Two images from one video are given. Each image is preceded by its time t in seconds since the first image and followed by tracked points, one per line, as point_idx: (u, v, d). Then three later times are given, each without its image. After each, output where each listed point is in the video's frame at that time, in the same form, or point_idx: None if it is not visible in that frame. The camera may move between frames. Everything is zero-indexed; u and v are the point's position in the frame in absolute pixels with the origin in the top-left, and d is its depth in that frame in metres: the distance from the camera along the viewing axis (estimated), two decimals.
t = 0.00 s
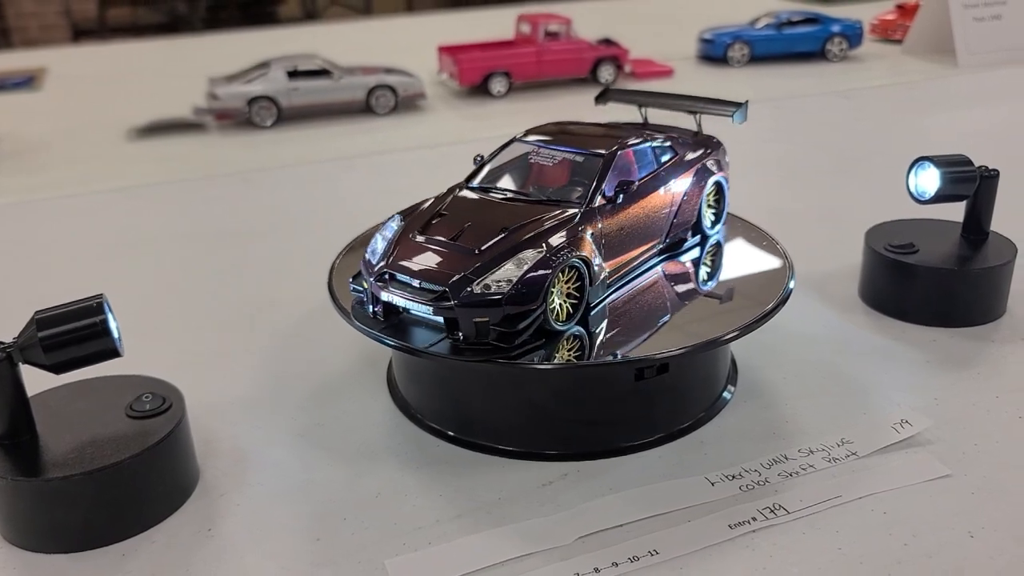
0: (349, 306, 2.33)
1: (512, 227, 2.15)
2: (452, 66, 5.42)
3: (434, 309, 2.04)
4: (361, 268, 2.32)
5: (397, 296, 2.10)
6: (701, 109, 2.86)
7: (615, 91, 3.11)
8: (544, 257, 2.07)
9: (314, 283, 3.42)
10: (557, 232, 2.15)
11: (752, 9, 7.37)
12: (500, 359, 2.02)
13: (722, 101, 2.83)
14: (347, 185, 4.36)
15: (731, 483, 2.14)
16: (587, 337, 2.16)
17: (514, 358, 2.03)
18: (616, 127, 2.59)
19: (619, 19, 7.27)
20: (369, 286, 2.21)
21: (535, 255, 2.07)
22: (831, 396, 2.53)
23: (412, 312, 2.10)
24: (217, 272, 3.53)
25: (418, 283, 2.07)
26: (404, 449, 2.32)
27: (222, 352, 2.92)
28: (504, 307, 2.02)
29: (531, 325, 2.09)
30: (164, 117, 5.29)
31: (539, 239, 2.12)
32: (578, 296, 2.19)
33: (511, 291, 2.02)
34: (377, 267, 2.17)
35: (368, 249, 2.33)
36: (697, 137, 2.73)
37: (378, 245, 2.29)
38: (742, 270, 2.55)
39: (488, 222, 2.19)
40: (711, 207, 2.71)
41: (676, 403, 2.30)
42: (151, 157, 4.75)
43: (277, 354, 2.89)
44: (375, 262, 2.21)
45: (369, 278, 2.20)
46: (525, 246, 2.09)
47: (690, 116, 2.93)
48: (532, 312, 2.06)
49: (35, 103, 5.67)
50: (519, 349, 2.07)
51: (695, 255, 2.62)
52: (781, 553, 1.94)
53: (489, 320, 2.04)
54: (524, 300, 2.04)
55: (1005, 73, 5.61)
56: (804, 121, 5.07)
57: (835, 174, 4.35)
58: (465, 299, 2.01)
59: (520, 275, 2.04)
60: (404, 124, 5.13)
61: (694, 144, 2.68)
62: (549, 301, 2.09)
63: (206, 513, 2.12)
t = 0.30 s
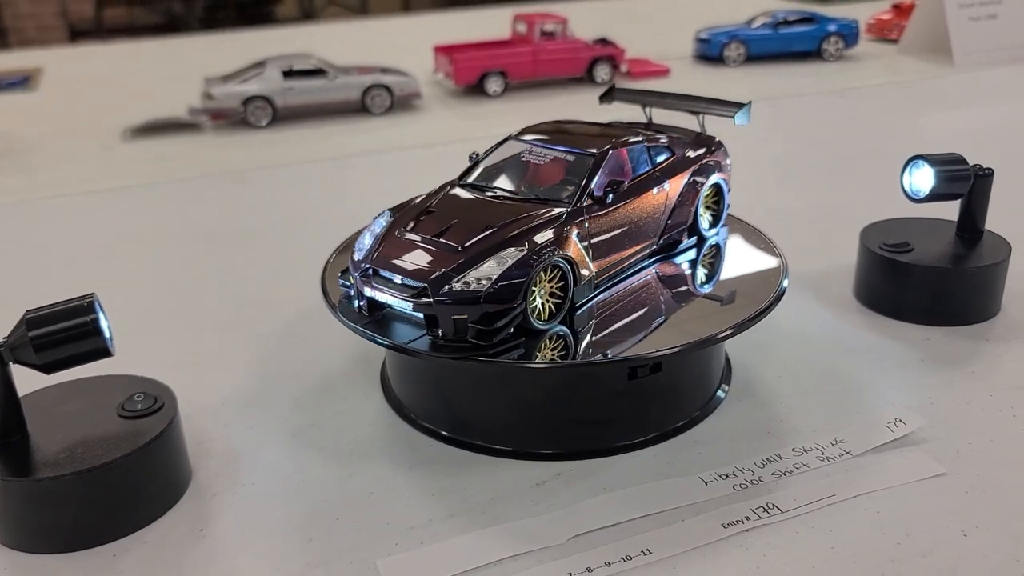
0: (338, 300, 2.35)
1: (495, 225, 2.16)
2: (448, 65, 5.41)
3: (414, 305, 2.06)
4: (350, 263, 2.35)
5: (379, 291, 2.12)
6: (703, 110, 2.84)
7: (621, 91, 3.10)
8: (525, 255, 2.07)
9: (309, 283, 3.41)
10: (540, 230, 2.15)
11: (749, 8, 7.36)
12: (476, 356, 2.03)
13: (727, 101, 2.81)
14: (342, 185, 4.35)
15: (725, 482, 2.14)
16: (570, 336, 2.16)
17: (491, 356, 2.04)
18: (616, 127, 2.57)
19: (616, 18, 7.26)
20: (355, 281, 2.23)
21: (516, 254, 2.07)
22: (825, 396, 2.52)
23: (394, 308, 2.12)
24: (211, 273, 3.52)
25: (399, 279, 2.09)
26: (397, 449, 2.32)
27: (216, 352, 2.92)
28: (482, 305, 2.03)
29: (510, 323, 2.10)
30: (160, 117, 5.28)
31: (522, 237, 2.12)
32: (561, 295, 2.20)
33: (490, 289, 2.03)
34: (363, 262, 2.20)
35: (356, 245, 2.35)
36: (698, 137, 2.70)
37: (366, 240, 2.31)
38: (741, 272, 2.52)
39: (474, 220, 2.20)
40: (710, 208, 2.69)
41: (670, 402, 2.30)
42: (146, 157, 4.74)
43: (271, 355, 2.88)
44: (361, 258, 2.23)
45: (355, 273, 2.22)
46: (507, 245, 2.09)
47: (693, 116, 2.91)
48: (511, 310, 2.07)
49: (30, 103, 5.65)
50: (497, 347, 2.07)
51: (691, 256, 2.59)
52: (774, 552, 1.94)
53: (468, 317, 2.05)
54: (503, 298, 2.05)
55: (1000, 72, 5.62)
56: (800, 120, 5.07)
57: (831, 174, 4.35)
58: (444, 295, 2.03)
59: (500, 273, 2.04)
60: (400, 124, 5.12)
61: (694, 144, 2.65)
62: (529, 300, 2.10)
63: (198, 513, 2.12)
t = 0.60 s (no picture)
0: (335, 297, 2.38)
1: (487, 225, 2.17)
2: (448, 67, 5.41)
3: (403, 303, 2.08)
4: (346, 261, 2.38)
5: (371, 289, 2.15)
6: (710, 113, 2.78)
7: (633, 95, 3.07)
8: (514, 257, 2.07)
9: (309, 285, 3.40)
10: (532, 230, 2.15)
11: (748, 10, 7.36)
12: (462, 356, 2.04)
13: (734, 104, 2.76)
14: (342, 187, 4.35)
15: (725, 484, 2.14)
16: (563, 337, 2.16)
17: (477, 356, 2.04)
18: (619, 130, 2.56)
19: (615, 20, 7.26)
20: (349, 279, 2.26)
21: (506, 255, 2.08)
22: (825, 397, 2.52)
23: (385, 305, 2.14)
24: (211, 274, 3.52)
25: (391, 278, 2.11)
26: (397, 450, 2.32)
27: (216, 354, 2.91)
28: (469, 305, 2.04)
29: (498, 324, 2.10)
30: (159, 118, 5.27)
31: (513, 238, 2.12)
32: (552, 298, 2.20)
33: (477, 289, 2.03)
34: (357, 260, 2.23)
35: (352, 243, 2.38)
36: (702, 140, 2.68)
37: (362, 239, 2.34)
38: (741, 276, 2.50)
39: (467, 220, 2.21)
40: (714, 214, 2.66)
41: (670, 404, 2.29)
42: (145, 158, 4.73)
43: (270, 356, 2.88)
44: (356, 256, 2.26)
45: (350, 271, 2.25)
46: (497, 246, 2.10)
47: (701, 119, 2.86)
48: (499, 311, 2.07)
49: (29, 104, 5.65)
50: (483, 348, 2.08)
51: (693, 260, 2.55)
52: (776, 553, 1.94)
53: (455, 317, 2.05)
54: (491, 298, 2.05)
55: (999, 73, 5.62)
56: (799, 121, 5.07)
57: (830, 175, 4.35)
58: (431, 294, 2.04)
59: (487, 274, 2.04)
60: (399, 125, 5.12)
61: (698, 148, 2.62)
62: (517, 302, 2.10)
63: (198, 515, 2.11)
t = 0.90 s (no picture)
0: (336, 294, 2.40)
1: (481, 226, 2.18)
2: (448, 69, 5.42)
3: (395, 302, 2.11)
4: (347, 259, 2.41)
5: (365, 287, 2.18)
6: (720, 118, 2.75)
7: (647, 96, 3.04)
8: (505, 258, 2.09)
9: (310, 287, 3.41)
10: (525, 232, 2.16)
11: (748, 12, 7.38)
12: (450, 356, 2.06)
13: (746, 109, 2.73)
14: (343, 189, 4.36)
15: (727, 485, 2.15)
16: (554, 338, 2.17)
17: (465, 356, 2.06)
18: (623, 133, 2.56)
19: (616, 22, 7.27)
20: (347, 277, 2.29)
21: (497, 256, 2.09)
22: (825, 398, 2.53)
23: (378, 304, 2.17)
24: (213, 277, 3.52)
25: (384, 277, 2.15)
26: (400, 452, 2.32)
27: (219, 355, 2.92)
28: (457, 305, 2.06)
29: (487, 324, 2.12)
30: (160, 120, 5.28)
31: (505, 239, 2.13)
32: (545, 299, 2.22)
33: (466, 289, 2.05)
34: (355, 259, 2.27)
35: (354, 242, 2.41)
36: (708, 144, 2.67)
37: (362, 237, 2.37)
38: (740, 281, 2.49)
39: (463, 220, 2.23)
40: (719, 220, 2.64)
41: (671, 406, 2.30)
42: (147, 160, 4.74)
43: (273, 358, 2.89)
44: (355, 253, 2.29)
45: (348, 269, 2.29)
46: (489, 247, 2.11)
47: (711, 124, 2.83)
48: (488, 311, 2.09)
49: (31, 106, 5.66)
50: (472, 348, 2.10)
51: (696, 266, 2.52)
52: (777, 554, 1.94)
53: (445, 317, 2.07)
54: (480, 299, 2.06)
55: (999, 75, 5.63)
56: (799, 123, 5.08)
57: (831, 177, 4.36)
58: (421, 293, 2.06)
59: (477, 275, 2.06)
60: (400, 127, 5.13)
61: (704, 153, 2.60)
62: (507, 303, 2.11)
63: (202, 516, 2.12)
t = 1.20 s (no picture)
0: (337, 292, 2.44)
1: (476, 228, 2.21)
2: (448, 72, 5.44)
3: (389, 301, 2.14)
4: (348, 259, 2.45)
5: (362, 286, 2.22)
6: (726, 124, 2.75)
7: (656, 102, 3.04)
8: (496, 261, 2.11)
9: (312, 290, 3.44)
10: (518, 235, 2.18)
11: (746, 16, 7.41)
12: (440, 356, 2.09)
13: (753, 116, 2.74)
14: (345, 192, 4.38)
15: (726, 486, 2.17)
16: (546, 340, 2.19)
17: (454, 356, 2.09)
18: (624, 138, 2.58)
19: (615, 26, 7.30)
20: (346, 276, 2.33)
21: (488, 258, 2.11)
22: (824, 400, 2.55)
23: (373, 303, 2.21)
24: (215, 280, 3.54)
25: (380, 276, 2.18)
26: (402, 453, 2.34)
27: (221, 358, 2.94)
28: (447, 305, 2.08)
29: (478, 326, 2.14)
30: (161, 123, 5.30)
31: (498, 242, 2.16)
32: (537, 302, 2.24)
33: (456, 290, 2.07)
34: (354, 257, 2.31)
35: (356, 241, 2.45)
36: (711, 150, 2.68)
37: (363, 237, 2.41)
38: (742, 286, 2.49)
39: (459, 222, 2.26)
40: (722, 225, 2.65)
41: (670, 408, 2.32)
42: (148, 163, 4.76)
43: (276, 360, 2.91)
44: (355, 252, 2.33)
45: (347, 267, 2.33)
46: (482, 249, 2.14)
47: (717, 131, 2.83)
48: (478, 312, 2.11)
49: (32, 109, 5.68)
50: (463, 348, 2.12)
51: (697, 271, 2.52)
52: (776, 554, 1.96)
53: (435, 317, 2.10)
54: (470, 300, 2.09)
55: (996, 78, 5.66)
56: (797, 125, 5.10)
57: (829, 180, 4.39)
58: (413, 292, 2.09)
59: (467, 276, 2.08)
60: (400, 131, 5.15)
61: (705, 159, 2.62)
62: (498, 304, 2.14)
63: (207, 517, 2.14)
